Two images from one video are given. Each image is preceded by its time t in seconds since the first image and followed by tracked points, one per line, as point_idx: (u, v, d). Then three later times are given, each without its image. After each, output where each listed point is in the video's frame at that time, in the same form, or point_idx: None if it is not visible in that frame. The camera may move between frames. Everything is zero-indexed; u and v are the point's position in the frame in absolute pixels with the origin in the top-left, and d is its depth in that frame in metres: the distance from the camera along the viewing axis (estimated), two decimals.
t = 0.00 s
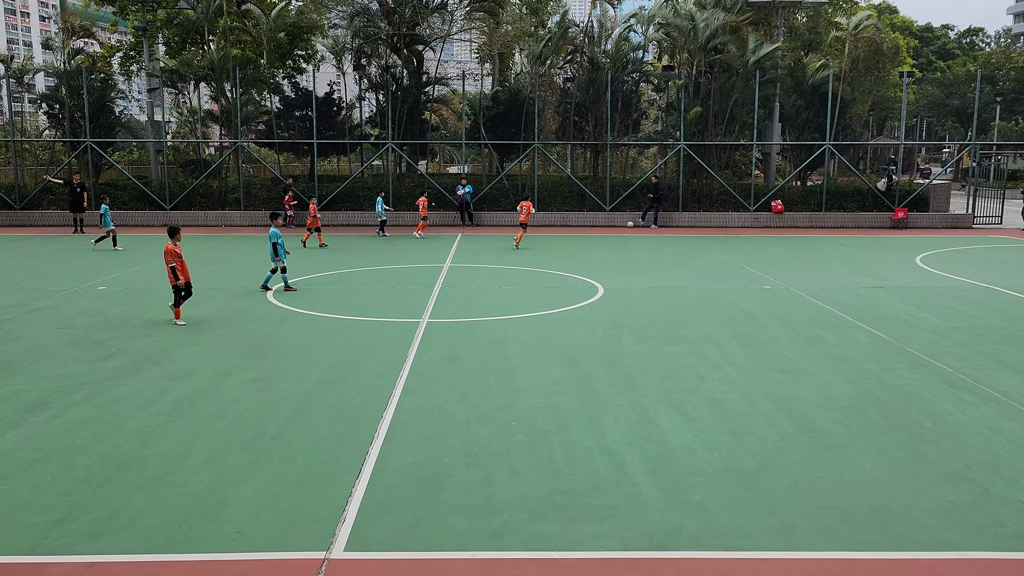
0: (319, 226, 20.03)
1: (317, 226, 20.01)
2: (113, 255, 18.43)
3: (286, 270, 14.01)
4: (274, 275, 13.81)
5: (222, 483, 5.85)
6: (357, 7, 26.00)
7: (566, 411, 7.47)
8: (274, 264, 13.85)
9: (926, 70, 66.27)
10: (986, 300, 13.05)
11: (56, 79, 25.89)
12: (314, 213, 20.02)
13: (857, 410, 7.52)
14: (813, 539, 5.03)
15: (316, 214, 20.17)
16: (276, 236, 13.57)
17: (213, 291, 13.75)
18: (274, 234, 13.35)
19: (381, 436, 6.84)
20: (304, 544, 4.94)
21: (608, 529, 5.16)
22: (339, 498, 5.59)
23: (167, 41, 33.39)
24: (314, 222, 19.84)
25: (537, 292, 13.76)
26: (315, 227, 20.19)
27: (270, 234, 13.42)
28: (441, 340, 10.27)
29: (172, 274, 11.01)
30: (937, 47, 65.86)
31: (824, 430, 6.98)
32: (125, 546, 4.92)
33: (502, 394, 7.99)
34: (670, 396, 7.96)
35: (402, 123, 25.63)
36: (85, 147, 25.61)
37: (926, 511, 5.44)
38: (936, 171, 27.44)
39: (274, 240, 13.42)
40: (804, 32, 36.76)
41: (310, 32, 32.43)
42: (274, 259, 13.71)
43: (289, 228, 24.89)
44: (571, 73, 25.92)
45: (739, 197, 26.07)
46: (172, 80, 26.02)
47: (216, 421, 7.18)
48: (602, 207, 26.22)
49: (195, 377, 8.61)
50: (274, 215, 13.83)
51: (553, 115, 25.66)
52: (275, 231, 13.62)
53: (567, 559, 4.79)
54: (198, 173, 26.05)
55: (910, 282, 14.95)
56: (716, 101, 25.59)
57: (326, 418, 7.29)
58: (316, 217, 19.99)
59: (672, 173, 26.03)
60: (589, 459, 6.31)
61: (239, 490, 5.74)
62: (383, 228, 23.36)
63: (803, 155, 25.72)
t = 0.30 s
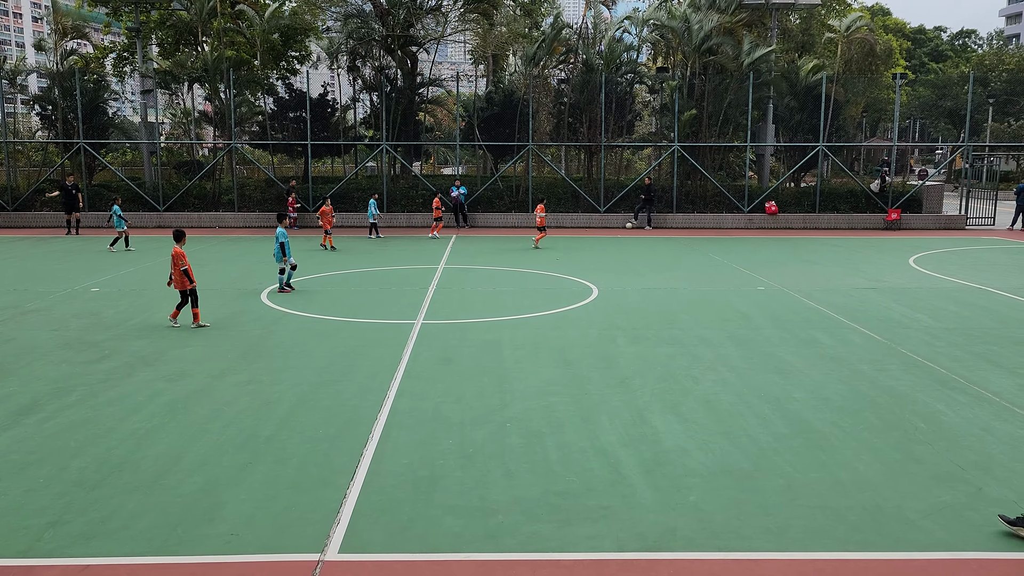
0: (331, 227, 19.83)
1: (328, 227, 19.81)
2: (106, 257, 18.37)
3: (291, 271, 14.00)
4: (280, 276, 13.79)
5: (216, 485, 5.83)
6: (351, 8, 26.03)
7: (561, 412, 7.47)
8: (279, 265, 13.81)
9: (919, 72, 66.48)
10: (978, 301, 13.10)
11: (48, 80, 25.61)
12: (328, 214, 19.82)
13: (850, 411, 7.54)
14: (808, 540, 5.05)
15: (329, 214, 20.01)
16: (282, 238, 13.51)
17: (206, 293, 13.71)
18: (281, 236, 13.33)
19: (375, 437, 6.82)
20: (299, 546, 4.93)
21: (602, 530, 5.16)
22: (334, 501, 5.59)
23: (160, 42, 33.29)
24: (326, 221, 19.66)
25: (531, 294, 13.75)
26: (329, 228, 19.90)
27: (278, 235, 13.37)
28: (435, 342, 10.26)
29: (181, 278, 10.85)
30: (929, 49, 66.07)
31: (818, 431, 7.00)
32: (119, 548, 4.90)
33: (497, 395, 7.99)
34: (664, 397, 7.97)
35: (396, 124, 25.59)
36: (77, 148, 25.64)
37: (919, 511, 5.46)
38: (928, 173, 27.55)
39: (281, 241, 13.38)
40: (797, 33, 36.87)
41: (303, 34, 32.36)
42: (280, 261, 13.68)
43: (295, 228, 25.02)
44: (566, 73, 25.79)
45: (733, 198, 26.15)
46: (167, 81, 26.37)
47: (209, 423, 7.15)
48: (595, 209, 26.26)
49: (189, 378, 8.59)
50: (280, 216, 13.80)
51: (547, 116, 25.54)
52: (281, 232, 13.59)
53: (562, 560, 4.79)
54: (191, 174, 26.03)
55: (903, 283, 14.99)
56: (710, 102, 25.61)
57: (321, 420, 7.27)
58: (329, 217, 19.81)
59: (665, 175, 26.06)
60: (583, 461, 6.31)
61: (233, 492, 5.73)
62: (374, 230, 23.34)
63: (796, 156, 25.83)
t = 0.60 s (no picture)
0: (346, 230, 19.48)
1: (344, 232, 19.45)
2: (107, 258, 18.37)
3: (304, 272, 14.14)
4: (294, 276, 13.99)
5: (217, 486, 5.84)
6: (352, 10, 25.92)
7: (561, 413, 7.47)
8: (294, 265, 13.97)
9: (919, 72, 66.37)
10: (980, 302, 13.08)
11: (49, 81, 25.54)
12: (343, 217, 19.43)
13: (851, 412, 7.53)
14: (809, 541, 5.05)
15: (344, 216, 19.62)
16: (297, 238, 13.64)
17: (207, 294, 13.72)
18: (297, 234, 13.36)
19: (376, 438, 6.83)
20: (300, 546, 4.94)
21: (603, 531, 5.17)
22: (335, 501, 5.59)
23: (161, 44, 33.33)
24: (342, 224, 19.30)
25: (532, 295, 13.73)
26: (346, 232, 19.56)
27: (293, 235, 13.52)
28: (436, 343, 10.25)
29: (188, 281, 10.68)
30: (930, 49, 65.95)
31: (819, 432, 6.99)
32: (120, 548, 4.91)
33: (497, 397, 7.98)
34: (665, 398, 7.96)
35: (397, 126, 25.66)
36: (79, 149, 25.64)
37: (920, 512, 5.46)
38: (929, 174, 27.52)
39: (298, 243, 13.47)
40: (798, 34, 36.88)
41: (305, 35, 32.39)
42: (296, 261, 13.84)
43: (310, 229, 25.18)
44: (567, 74, 25.70)
45: (734, 199, 26.13)
46: (168, 83, 26.64)
47: (210, 424, 7.16)
48: (597, 210, 26.26)
49: (190, 379, 8.60)
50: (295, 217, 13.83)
51: (548, 117, 25.53)
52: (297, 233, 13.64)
53: (563, 561, 4.79)
54: (192, 175, 26.08)
55: (904, 284, 14.97)
56: (711, 103, 25.60)
57: (321, 420, 7.28)
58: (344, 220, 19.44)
59: (666, 176, 26.10)
60: (584, 462, 6.31)
61: (234, 492, 5.74)
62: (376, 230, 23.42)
63: (797, 158, 25.88)
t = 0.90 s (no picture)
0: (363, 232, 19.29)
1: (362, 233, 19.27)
2: (115, 258, 18.47)
3: (328, 267, 14.41)
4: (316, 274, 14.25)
5: (224, 486, 5.86)
6: (358, 11, 25.91)
7: (567, 414, 7.47)
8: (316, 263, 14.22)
9: (927, 72, 66.05)
10: (988, 304, 13.02)
11: (58, 82, 25.85)
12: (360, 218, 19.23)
13: (859, 414, 7.51)
14: (816, 543, 5.03)
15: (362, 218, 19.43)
16: (317, 235, 13.89)
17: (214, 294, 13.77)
18: (315, 229, 13.55)
19: (382, 439, 6.84)
20: (306, 546, 4.95)
21: (609, 532, 5.16)
22: (340, 502, 5.60)
23: (169, 45, 33.44)
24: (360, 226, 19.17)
25: (537, 295, 13.73)
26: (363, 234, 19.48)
27: (312, 232, 13.79)
28: (442, 343, 10.26)
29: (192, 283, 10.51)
30: (938, 49, 65.59)
31: (826, 434, 6.97)
32: (127, 548, 4.93)
33: (503, 397, 7.99)
34: (671, 399, 7.95)
35: (403, 126, 25.62)
36: (88, 150, 25.71)
37: (928, 515, 5.44)
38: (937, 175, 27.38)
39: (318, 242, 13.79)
40: (805, 34, 36.79)
41: (312, 36, 32.48)
42: (318, 258, 14.08)
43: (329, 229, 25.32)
44: (573, 76, 25.87)
45: (741, 200, 26.03)
46: (175, 84, 26.10)
47: (217, 424, 7.18)
48: (603, 211, 26.23)
49: (197, 379, 8.63)
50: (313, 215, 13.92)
51: (554, 118, 25.71)
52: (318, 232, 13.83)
53: (568, 562, 4.78)
54: (200, 176, 26.18)
55: (911, 285, 14.91)
56: (717, 104, 25.58)
57: (327, 421, 7.29)
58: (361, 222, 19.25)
59: (672, 176, 26.04)
60: (590, 463, 6.31)
61: (241, 492, 5.76)
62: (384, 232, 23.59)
63: (804, 158, 25.95)
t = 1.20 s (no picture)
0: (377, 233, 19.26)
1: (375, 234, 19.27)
2: (125, 258, 18.55)
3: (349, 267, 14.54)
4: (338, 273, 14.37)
5: (232, 485, 5.88)
6: (366, 12, 25.95)
7: (575, 415, 7.47)
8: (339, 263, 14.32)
9: (937, 72, 65.65)
10: (999, 305, 12.95)
11: (68, 83, 25.91)
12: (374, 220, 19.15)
13: (867, 415, 7.48)
14: (825, 545, 5.01)
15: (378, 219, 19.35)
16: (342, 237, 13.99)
17: (223, 294, 13.81)
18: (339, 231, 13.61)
19: (390, 439, 6.85)
20: (314, 546, 4.96)
21: (616, 533, 5.15)
22: (348, 502, 5.61)
23: (178, 46, 33.57)
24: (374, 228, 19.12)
25: (545, 295, 13.77)
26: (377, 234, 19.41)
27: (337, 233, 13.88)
28: (450, 344, 10.28)
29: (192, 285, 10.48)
30: (948, 49, 65.17)
31: (835, 435, 6.94)
32: (136, 547, 4.95)
33: (511, 397, 7.99)
34: (679, 400, 7.94)
35: (411, 126, 25.60)
36: (98, 151, 25.89)
37: (937, 517, 5.40)
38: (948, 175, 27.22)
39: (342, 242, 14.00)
40: (814, 34, 36.62)
41: (320, 37, 32.59)
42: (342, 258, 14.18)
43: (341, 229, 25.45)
44: (580, 76, 25.66)
45: (750, 202, 25.94)
46: (184, 84, 26.79)
47: (226, 424, 7.21)
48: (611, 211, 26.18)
49: (206, 379, 8.67)
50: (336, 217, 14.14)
51: (562, 119, 25.56)
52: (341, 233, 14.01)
53: (574, 563, 4.78)
54: (209, 176, 26.18)
55: (921, 286, 14.84)
56: (726, 104, 25.48)
57: (335, 421, 7.31)
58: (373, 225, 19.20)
59: (681, 177, 25.97)
60: (597, 463, 6.30)
61: (249, 492, 5.77)
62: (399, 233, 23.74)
63: (813, 158, 25.78)
